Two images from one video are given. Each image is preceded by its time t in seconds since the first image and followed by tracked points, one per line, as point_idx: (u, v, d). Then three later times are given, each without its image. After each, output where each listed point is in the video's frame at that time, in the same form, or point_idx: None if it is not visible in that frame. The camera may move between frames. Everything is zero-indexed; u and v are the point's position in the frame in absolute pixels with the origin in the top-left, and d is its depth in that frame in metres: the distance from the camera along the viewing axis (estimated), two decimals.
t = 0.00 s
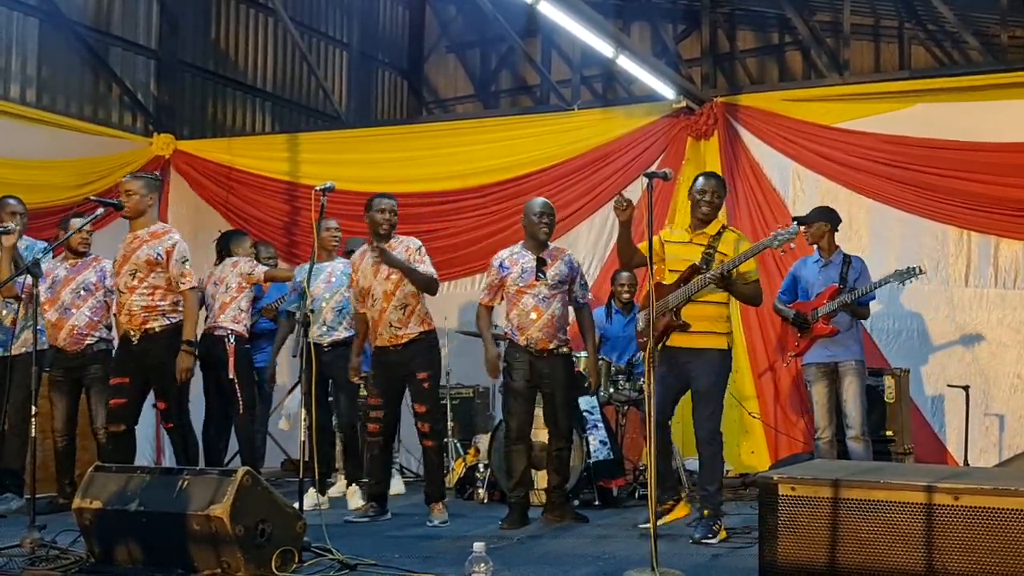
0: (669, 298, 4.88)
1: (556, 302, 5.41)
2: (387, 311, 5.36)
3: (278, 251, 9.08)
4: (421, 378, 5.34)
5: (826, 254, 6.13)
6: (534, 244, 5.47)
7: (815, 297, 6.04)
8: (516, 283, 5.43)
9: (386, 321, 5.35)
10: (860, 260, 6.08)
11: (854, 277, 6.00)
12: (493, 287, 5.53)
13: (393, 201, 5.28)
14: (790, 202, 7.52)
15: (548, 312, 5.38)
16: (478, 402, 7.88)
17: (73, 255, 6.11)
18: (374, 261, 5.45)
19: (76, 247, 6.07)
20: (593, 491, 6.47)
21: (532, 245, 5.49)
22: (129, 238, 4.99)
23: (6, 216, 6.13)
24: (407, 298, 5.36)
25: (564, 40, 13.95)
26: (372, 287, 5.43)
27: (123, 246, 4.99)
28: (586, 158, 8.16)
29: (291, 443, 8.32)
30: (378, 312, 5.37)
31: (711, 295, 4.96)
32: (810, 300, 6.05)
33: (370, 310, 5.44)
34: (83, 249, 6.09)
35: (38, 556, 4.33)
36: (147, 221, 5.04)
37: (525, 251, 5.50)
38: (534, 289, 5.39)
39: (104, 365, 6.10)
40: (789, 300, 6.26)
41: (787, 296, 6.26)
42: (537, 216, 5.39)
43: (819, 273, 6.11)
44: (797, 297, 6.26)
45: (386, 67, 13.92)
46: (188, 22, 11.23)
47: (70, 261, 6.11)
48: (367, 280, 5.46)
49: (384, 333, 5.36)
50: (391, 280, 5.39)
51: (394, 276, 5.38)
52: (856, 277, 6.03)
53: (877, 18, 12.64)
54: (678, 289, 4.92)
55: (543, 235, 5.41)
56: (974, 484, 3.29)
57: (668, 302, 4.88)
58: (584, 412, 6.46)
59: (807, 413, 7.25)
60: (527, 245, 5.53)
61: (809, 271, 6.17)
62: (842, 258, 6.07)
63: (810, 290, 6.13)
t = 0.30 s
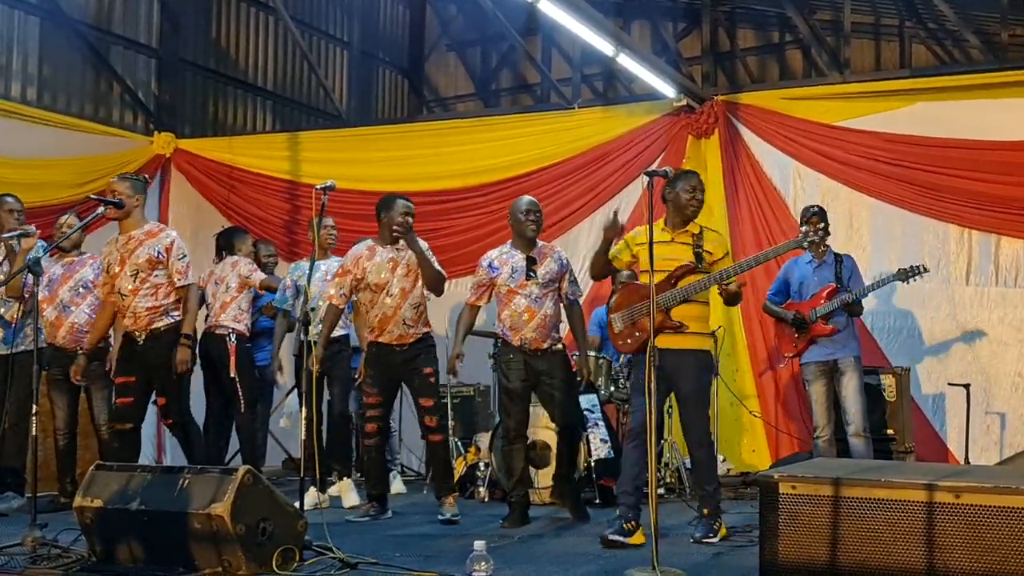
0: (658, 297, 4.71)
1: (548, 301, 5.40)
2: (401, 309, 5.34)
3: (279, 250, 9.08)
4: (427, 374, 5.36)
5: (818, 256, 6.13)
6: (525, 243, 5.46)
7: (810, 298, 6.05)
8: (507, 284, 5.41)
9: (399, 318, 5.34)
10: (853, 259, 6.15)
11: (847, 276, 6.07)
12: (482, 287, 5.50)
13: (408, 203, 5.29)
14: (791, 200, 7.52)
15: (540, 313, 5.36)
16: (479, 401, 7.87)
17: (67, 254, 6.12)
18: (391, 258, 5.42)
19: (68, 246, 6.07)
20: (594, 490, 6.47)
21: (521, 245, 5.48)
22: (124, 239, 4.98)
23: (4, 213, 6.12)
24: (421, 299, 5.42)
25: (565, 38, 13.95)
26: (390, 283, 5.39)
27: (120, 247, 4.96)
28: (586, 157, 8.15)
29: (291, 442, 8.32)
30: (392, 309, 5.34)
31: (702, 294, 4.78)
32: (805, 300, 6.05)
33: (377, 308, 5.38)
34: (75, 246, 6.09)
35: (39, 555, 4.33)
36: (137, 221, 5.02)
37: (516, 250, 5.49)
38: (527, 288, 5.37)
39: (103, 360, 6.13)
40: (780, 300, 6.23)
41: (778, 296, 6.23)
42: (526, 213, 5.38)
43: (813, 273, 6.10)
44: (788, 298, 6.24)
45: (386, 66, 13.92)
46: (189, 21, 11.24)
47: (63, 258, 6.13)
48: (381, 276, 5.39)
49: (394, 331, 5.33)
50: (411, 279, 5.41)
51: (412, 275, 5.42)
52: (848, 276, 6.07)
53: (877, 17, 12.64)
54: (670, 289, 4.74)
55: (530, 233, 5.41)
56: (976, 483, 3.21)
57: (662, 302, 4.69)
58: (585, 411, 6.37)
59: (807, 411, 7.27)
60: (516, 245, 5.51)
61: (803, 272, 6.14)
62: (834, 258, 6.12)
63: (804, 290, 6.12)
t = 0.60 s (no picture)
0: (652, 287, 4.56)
1: (552, 299, 5.39)
2: (425, 303, 5.37)
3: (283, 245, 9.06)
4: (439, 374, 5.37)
5: (816, 253, 6.10)
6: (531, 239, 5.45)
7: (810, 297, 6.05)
8: (511, 278, 5.40)
9: (420, 313, 5.36)
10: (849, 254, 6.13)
11: (847, 272, 6.06)
12: (488, 282, 5.50)
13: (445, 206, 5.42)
14: (792, 197, 7.52)
15: (542, 309, 5.36)
16: (481, 397, 7.86)
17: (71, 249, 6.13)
18: (422, 252, 5.43)
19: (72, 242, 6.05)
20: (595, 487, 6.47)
21: (526, 240, 5.47)
22: (156, 234, 5.00)
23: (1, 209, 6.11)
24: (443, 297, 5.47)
25: (566, 34, 13.93)
26: (418, 276, 5.40)
27: (153, 241, 4.98)
28: (587, 153, 8.14)
29: (292, 439, 8.33)
30: (416, 302, 5.35)
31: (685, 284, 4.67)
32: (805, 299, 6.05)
33: (400, 300, 5.38)
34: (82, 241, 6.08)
35: (41, 551, 4.34)
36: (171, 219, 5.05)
37: (520, 245, 5.48)
38: (530, 284, 5.37)
39: (105, 356, 6.08)
40: (774, 296, 6.21)
41: (774, 293, 6.21)
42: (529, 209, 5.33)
43: (813, 271, 6.08)
44: (783, 295, 6.22)
45: (388, 62, 13.90)
46: (190, 17, 11.23)
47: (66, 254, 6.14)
48: (411, 269, 5.40)
49: (412, 325, 5.34)
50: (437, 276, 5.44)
51: (440, 271, 5.46)
52: (847, 273, 6.06)
53: (879, 13, 12.62)
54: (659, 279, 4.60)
55: (533, 229, 5.38)
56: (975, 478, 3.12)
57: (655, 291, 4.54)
58: (585, 407, 6.41)
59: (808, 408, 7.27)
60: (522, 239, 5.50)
61: (802, 269, 6.12)
62: (833, 254, 6.09)
63: (803, 288, 6.11)
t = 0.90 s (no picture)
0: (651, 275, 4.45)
1: (552, 293, 5.34)
2: (429, 294, 5.35)
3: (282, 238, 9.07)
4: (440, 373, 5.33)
5: (823, 245, 6.10)
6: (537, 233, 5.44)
7: (813, 288, 6.05)
8: (515, 271, 5.44)
9: (423, 304, 5.34)
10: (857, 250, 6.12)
11: (854, 269, 6.05)
12: (497, 274, 5.54)
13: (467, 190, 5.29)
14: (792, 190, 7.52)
15: (542, 304, 5.33)
16: (481, 391, 7.82)
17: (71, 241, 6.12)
18: (434, 242, 5.46)
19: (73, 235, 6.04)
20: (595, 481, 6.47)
21: (536, 236, 5.46)
22: (194, 232, 4.95)
23: None
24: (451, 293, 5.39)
25: (566, 28, 13.91)
26: (423, 267, 5.42)
27: (191, 239, 4.92)
28: (587, 146, 8.13)
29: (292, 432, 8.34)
30: (421, 292, 5.37)
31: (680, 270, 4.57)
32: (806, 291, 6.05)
33: (410, 287, 5.42)
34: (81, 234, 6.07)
35: (42, 544, 4.34)
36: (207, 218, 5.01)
37: (529, 241, 5.48)
38: (532, 279, 5.37)
39: (101, 348, 6.07)
40: (782, 286, 6.22)
41: (779, 283, 6.22)
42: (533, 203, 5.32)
43: (818, 265, 6.08)
44: (788, 284, 6.22)
45: (388, 55, 13.89)
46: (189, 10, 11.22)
47: (64, 246, 6.13)
48: (420, 258, 5.45)
49: (416, 314, 5.34)
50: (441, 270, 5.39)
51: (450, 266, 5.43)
52: (854, 269, 6.04)
53: (879, 6, 12.61)
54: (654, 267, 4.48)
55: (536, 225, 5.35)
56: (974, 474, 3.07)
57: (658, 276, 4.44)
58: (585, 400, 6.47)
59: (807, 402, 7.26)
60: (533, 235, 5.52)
61: (808, 261, 6.13)
62: (840, 248, 6.08)
63: (808, 281, 6.11)
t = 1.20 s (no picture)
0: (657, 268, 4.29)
1: (558, 282, 5.33)
2: (416, 282, 5.36)
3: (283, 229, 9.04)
4: (434, 363, 5.31)
5: (840, 232, 6.10)
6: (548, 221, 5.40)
7: (823, 276, 6.01)
8: (528, 260, 5.48)
9: (412, 291, 5.38)
10: (874, 242, 6.08)
11: (866, 260, 6.01)
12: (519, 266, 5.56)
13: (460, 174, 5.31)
14: (796, 180, 7.50)
15: (547, 292, 5.34)
16: (484, 380, 7.83)
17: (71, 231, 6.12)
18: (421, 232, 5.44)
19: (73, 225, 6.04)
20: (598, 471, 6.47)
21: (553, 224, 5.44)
22: (215, 226, 5.00)
23: None
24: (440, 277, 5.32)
25: (570, 18, 13.88)
26: (411, 256, 5.43)
27: (211, 232, 4.99)
28: (591, 136, 8.11)
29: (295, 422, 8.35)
30: (410, 280, 5.39)
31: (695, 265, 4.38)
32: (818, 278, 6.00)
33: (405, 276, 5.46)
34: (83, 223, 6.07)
35: (45, 532, 4.35)
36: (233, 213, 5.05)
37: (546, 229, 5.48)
38: (541, 266, 5.39)
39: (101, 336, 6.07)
40: (797, 271, 6.21)
41: (796, 268, 6.21)
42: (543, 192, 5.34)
43: (830, 252, 6.09)
44: (805, 271, 6.22)
45: (391, 44, 13.87)
46: None
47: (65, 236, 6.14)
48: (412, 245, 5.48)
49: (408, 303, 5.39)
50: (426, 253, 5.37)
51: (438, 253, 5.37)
52: (867, 260, 6.01)
53: None
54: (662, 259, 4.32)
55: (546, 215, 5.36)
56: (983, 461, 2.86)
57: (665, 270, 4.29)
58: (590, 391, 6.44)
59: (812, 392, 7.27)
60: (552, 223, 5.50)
61: (822, 248, 6.13)
62: (856, 237, 6.05)
63: (819, 267, 6.12)
